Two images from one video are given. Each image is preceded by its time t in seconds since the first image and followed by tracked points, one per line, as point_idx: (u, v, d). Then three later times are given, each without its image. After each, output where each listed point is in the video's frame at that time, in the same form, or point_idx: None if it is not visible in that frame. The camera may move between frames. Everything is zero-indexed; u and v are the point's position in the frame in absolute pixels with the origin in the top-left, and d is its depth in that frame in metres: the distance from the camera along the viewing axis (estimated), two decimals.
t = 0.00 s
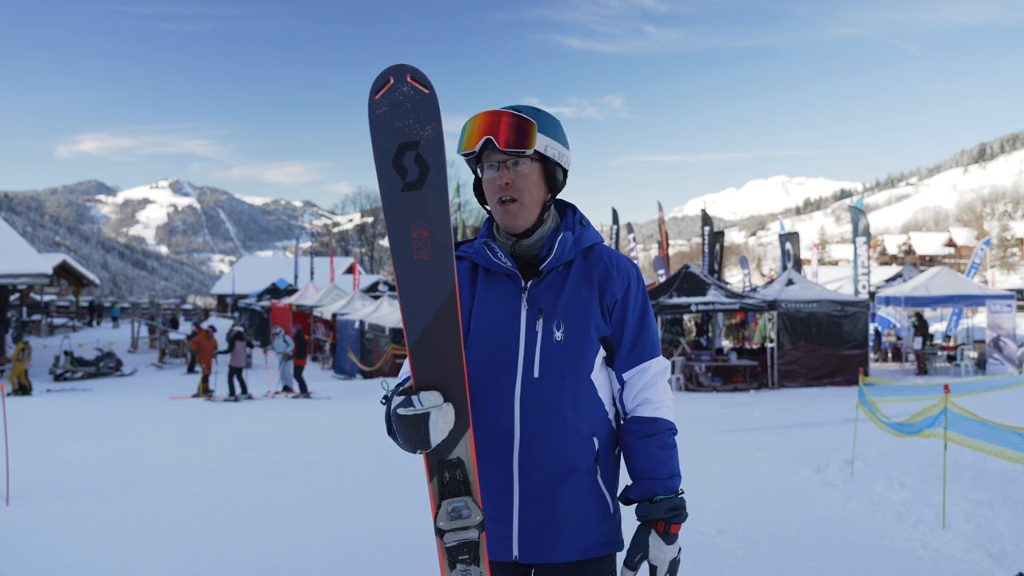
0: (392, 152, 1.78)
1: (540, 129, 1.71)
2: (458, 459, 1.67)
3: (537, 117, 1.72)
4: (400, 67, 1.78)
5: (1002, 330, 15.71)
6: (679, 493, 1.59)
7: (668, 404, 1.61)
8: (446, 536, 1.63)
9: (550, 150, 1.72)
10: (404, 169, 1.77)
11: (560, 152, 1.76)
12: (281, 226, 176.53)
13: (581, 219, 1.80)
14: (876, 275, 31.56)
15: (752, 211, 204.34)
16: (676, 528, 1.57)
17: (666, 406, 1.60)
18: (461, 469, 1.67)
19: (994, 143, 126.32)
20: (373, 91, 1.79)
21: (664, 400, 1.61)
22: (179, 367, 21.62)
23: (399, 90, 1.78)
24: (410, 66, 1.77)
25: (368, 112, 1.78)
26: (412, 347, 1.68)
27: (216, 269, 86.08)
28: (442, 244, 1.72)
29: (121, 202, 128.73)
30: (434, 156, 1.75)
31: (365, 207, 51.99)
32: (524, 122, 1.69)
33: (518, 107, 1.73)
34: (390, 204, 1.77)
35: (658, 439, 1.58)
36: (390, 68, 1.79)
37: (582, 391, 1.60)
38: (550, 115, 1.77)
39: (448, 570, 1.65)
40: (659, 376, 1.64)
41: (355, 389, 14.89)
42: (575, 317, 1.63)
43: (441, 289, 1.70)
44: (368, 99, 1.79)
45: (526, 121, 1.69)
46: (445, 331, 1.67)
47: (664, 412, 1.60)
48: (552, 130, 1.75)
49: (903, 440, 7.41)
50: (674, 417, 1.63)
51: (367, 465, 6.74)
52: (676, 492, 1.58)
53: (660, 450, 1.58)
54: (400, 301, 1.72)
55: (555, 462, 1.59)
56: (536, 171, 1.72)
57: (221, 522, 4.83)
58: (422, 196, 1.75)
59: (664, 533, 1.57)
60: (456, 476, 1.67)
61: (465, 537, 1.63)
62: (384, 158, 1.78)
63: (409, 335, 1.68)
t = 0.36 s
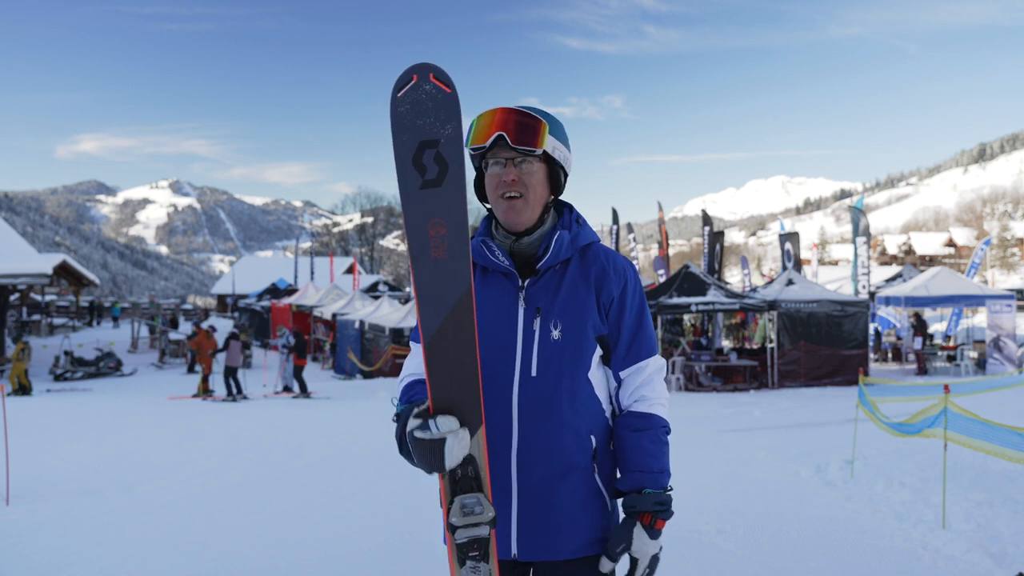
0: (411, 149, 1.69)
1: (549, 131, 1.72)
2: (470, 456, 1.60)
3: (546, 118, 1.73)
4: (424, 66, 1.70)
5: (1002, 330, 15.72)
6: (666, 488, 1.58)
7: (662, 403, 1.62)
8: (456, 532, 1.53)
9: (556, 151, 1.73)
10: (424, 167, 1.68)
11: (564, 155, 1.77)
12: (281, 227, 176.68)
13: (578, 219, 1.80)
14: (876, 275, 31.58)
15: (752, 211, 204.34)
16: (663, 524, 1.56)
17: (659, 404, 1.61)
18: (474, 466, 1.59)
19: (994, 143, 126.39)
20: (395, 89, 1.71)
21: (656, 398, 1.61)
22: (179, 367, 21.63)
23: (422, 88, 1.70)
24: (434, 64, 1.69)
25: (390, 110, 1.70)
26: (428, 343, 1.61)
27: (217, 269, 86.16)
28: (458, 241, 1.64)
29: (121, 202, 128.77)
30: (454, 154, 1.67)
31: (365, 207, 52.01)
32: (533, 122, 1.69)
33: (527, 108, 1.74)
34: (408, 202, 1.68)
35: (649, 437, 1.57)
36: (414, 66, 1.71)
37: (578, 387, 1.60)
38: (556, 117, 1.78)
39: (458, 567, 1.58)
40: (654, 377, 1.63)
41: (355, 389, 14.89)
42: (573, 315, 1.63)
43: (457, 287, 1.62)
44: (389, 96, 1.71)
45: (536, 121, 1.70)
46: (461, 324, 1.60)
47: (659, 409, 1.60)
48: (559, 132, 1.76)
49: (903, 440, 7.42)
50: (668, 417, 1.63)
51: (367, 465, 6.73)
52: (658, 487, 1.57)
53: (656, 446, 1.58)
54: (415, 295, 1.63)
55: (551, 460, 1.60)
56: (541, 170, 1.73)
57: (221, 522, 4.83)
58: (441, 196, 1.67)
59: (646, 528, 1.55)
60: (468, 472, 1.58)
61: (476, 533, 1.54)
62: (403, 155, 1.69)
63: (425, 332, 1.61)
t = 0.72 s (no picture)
0: (429, 147, 1.72)
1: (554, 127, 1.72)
2: (481, 452, 1.57)
3: (551, 115, 1.73)
4: (445, 67, 1.75)
5: (1002, 330, 15.72)
6: (617, 397, 1.43)
7: (669, 386, 1.55)
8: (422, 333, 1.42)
9: (561, 148, 1.73)
10: (442, 166, 1.70)
11: (569, 152, 1.77)
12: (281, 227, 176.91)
13: (581, 219, 1.81)
14: (876, 275, 31.58)
15: (752, 211, 204.28)
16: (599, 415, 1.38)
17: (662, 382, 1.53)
18: (485, 462, 1.56)
19: (994, 143, 126.36)
20: (417, 89, 1.74)
21: (655, 371, 1.54)
22: (179, 367, 21.63)
23: (443, 89, 1.73)
24: (456, 66, 1.74)
25: (411, 108, 1.74)
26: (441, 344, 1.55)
27: (216, 269, 86.22)
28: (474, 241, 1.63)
29: (121, 203, 128.75)
30: (471, 154, 1.69)
31: (364, 206, 52.02)
32: (539, 119, 1.69)
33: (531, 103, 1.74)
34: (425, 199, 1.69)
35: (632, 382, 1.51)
36: (436, 67, 1.76)
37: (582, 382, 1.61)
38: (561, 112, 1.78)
39: (467, 563, 1.51)
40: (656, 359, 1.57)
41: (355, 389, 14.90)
42: (576, 313, 1.63)
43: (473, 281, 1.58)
44: (411, 96, 1.74)
45: (541, 116, 1.69)
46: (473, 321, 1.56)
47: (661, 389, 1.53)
48: (564, 128, 1.76)
49: (903, 440, 7.42)
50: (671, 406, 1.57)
51: (367, 465, 6.74)
52: (614, 392, 1.45)
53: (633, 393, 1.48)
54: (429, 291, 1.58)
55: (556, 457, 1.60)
56: (546, 167, 1.72)
57: (221, 522, 4.83)
58: (458, 192, 1.67)
59: (579, 400, 1.39)
60: (479, 468, 1.55)
61: (486, 529, 1.49)
62: (422, 153, 1.71)
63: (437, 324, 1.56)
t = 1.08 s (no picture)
0: (436, 148, 1.62)
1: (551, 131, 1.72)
2: (484, 451, 1.56)
3: (547, 120, 1.72)
4: (452, 66, 1.63)
5: (1002, 330, 15.72)
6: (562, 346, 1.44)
7: (641, 375, 1.54)
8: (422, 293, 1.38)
9: (557, 151, 1.73)
10: (447, 166, 1.61)
11: (566, 153, 1.77)
12: (282, 227, 177.05)
13: (584, 220, 1.80)
14: (876, 275, 31.59)
15: (752, 211, 204.31)
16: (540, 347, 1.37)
17: (627, 366, 1.52)
18: (487, 460, 1.55)
19: (994, 143, 126.38)
20: (423, 88, 1.64)
21: (622, 357, 1.53)
22: (179, 367, 21.63)
23: (449, 90, 1.63)
24: (463, 66, 1.63)
25: (417, 110, 1.63)
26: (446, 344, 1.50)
27: (217, 269, 86.22)
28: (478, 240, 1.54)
29: (120, 203, 128.71)
30: (477, 154, 1.61)
31: (364, 207, 52.06)
32: (535, 125, 1.68)
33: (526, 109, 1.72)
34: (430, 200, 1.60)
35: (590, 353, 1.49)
36: (443, 66, 1.64)
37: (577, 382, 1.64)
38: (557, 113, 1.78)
39: (469, 560, 1.51)
40: (624, 343, 1.56)
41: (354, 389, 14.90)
42: (572, 313, 1.65)
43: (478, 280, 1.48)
44: (417, 95, 1.64)
45: (536, 120, 1.69)
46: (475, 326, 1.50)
47: (627, 374, 1.51)
48: (561, 131, 1.76)
49: (903, 440, 7.42)
50: (642, 395, 1.55)
51: (367, 465, 6.74)
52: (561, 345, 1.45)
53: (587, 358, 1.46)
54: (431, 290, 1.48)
55: (552, 455, 1.61)
56: (543, 174, 1.72)
57: (221, 522, 4.83)
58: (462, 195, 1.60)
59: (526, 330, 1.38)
60: (482, 466, 1.54)
61: (488, 527, 1.49)
62: (427, 154, 1.62)
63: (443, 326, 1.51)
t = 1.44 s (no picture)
0: (436, 149, 1.60)
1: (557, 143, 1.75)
2: (484, 448, 1.55)
3: (554, 134, 1.75)
4: (454, 69, 1.61)
5: (1002, 330, 15.73)
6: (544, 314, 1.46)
7: (627, 366, 1.54)
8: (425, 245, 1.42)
9: (566, 166, 1.77)
10: (448, 167, 1.58)
11: (572, 165, 1.80)
12: (282, 227, 177.23)
13: (582, 219, 1.80)
14: (876, 275, 31.60)
15: (752, 211, 204.29)
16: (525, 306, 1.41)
17: (611, 352, 1.51)
18: (487, 457, 1.54)
19: (994, 143, 126.39)
20: (424, 90, 1.61)
21: (606, 343, 1.52)
22: (179, 367, 21.64)
23: (450, 91, 1.60)
24: (464, 68, 1.60)
25: (417, 112, 1.61)
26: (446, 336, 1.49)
27: (217, 269, 86.20)
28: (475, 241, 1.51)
29: (120, 203, 128.64)
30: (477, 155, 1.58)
31: (364, 207, 52.04)
32: (544, 140, 1.71)
33: (533, 121, 1.74)
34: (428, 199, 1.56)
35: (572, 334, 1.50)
36: (444, 68, 1.62)
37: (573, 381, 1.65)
38: (561, 123, 1.81)
39: (470, 557, 1.51)
40: (611, 329, 1.55)
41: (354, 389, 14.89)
42: (566, 313, 1.67)
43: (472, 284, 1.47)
44: (418, 97, 1.61)
45: (543, 135, 1.71)
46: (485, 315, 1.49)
47: (610, 360, 1.49)
48: (566, 142, 1.78)
49: (903, 440, 7.42)
50: (627, 383, 1.55)
51: (367, 465, 6.74)
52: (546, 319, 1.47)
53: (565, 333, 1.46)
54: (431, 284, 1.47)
55: (551, 452, 1.61)
56: (549, 188, 1.73)
57: (221, 522, 4.83)
58: (464, 194, 1.55)
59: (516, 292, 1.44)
60: (482, 463, 1.53)
61: (488, 523, 1.49)
62: (427, 155, 1.59)
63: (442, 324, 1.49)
